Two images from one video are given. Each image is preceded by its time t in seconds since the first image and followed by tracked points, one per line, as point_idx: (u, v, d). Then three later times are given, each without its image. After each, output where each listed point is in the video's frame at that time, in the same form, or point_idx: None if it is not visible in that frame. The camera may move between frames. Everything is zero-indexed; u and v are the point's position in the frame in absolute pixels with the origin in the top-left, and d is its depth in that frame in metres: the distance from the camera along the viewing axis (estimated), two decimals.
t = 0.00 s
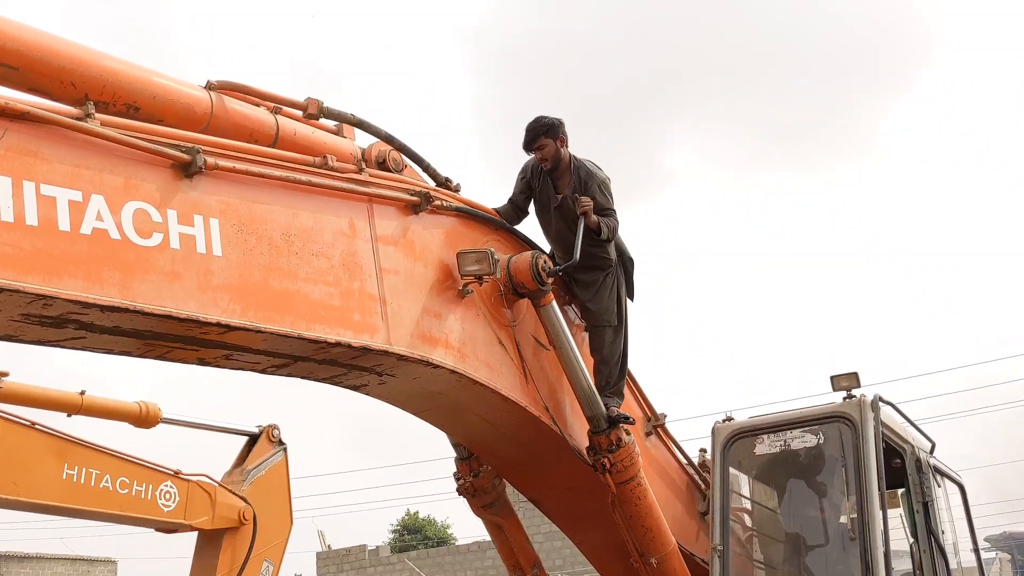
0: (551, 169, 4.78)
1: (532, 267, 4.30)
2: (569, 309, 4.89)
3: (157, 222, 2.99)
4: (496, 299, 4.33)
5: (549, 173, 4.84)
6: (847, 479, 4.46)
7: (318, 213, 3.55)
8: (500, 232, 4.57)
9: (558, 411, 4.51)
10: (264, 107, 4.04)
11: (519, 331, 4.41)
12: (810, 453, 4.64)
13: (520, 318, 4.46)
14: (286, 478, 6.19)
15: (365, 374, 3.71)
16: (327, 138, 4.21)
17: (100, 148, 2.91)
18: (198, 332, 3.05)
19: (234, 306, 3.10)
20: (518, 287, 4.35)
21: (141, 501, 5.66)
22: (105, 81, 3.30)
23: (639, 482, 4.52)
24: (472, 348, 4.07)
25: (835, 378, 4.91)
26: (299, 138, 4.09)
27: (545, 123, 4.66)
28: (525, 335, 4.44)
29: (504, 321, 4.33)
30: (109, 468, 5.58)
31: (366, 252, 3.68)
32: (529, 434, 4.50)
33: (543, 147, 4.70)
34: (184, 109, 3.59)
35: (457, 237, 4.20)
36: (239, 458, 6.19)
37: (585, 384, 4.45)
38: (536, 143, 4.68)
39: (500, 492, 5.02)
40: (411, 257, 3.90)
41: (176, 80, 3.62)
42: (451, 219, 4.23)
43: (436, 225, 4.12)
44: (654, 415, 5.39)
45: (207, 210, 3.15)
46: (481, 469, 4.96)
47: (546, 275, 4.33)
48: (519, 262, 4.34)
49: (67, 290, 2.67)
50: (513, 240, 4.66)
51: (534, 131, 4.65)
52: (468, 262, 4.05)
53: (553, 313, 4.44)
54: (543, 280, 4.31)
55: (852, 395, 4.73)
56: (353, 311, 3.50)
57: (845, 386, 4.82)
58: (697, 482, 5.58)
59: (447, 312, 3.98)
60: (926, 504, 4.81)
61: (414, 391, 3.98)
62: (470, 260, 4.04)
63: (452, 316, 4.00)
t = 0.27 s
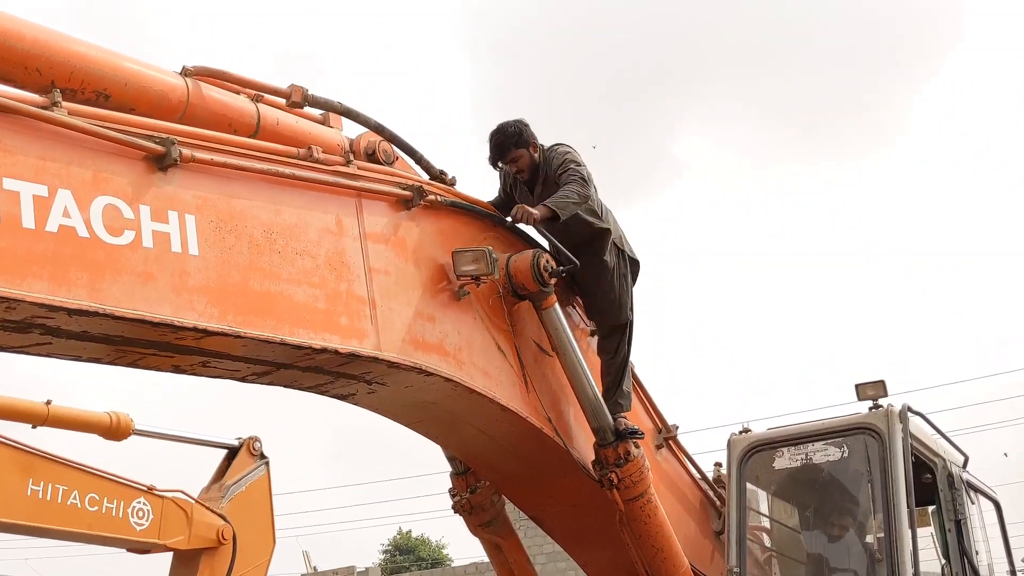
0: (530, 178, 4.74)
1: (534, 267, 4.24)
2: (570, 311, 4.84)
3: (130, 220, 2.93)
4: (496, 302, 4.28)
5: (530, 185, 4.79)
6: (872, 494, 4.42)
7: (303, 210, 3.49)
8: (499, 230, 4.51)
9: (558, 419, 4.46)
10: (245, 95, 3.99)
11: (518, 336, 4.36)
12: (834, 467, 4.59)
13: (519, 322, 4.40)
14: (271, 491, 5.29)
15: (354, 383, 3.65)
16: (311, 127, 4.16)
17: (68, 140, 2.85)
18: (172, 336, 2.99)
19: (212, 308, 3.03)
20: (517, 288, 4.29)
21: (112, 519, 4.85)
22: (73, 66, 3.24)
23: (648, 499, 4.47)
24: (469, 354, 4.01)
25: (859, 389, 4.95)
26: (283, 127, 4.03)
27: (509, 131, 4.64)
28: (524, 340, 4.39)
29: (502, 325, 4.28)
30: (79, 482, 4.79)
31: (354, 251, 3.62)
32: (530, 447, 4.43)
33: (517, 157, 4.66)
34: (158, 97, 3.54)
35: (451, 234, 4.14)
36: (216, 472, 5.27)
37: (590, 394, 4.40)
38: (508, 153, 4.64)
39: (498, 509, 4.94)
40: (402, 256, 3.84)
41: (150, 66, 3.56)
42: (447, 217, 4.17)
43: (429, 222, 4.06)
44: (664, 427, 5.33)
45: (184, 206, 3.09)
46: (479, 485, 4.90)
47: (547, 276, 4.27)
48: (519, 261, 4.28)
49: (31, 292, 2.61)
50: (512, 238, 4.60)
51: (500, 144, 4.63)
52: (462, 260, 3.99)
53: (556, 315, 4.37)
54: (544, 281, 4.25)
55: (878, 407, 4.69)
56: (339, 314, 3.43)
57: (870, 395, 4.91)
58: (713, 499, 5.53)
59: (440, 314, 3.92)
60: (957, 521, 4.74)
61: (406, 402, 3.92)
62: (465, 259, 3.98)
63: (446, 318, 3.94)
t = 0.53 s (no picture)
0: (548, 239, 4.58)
1: (532, 269, 4.24)
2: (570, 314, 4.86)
3: (126, 222, 2.92)
4: (495, 305, 4.27)
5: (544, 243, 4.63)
6: (873, 498, 4.41)
7: (300, 213, 3.48)
8: (496, 230, 4.50)
9: (558, 423, 4.46)
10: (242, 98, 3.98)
11: (518, 340, 4.36)
12: (834, 471, 4.59)
13: (518, 325, 4.40)
14: (269, 496, 5.26)
15: (351, 386, 3.65)
16: (309, 130, 4.15)
17: (64, 143, 2.85)
18: (168, 340, 2.98)
19: (208, 312, 3.03)
20: (516, 291, 4.29)
21: (108, 523, 4.84)
22: (70, 70, 3.24)
23: (648, 503, 4.47)
24: (468, 359, 4.01)
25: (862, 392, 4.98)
26: (280, 129, 4.02)
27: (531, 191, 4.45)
28: (523, 343, 4.39)
29: (502, 329, 4.28)
30: (74, 486, 4.79)
31: (352, 254, 3.61)
32: (528, 450, 4.43)
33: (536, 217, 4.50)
34: (154, 100, 3.54)
35: (450, 236, 4.14)
36: (212, 476, 5.23)
37: (590, 399, 4.40)
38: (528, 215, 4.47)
39: (496, 514, 4.94)
40: (400, 258, 3.84)
41: (146, 68, 3.55)
42: (445, 220, 4.17)
43: (428, 224, 4.05)
44: (663, 430, 5.33)
45: (181, 209, 3.09)
46: (477, 489, 4.90)
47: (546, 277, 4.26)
48: (517, 264, 4.28)
49: (26, 296, 2.61)
50: (511, 240, 4.60)
51: (522, 204, 4.45)
52: (461, 264, 3.99)
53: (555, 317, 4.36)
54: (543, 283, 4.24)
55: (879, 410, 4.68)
56: (337, 317, 3.43)
57: (872, 398, 4.91)
58: (713, 503, 5.53)
59: (439, 318, 3.91)
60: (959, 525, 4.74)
61: (405, 405, 3.91)
62: (464, 262, 3.98)
63: (445, 322, 3.93)
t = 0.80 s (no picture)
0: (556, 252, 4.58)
1: (531, 270, 4.22)
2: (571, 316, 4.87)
3: (123, 223, 2.92)
4: (494, 306, 4.27)
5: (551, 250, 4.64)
6: (874, 500, 4.41)
7: (298, 213, 3.48)
8: (495, 231, 4.49)
9: (558, 424, 4.46)
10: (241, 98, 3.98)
11: (517, 341, 4.36)
12: (835, 473, 4.59)
13: (519, 327, 4.40)
14: (268, 497, 5.25)
15: (349, 388, 3.65)
16: (307, 130, 4.15)
17: (61, 143, 2.84)
18: (166, 341, 2.98)
19: (206, 314, 3.02)
20: (516, 292, 4.29)
21: (107, 526, 4.83)
22: (67, 70, 3.23)
23: (648, 505, 4.46)
24: (467, 360, 4.01)
25: (863, 393, 4.99)
26: (279, 129, 4.02)
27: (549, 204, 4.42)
28: (523, 344, 4.39)
29: (502, 330, 4.27)
30: (73, 488, 4.79)
31: (351, 255, 3.61)
32: (528, 451, 4.42)
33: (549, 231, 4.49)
34: (153, 100, 3.53)
35: (450, 237, 4.14)
36: (211, 477, 5.24)
37: (589, 399, 4.40)
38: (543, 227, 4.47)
39: (496, 515, 4.93)
40: (400, 259, 3.83)
41: (143, 69, 3.55)
42: (445, 221, 4.16)
43: (427, 225, 4.05)
44: (664, 431, 5.32)
45: (179, 210, 3.08)
46: (476, 491, 4.88)
47: (546, 278, 4.26)
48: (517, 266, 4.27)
49: (23, 297, 2.61)
50: (511, 240, 4.59)
51: (541, 215, 4.43)
52: (461, 265, 3.98)
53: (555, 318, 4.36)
54: (543, 284, 4.24)
55: (880, 411, 4.68)
56: (335, 318, 3.43)
57: (873, 399, 4.91)
58: (714, 504, 5.52)
59: (439, 320, 3.91)
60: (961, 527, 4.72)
61: (404, 406, 3.90)
62: (464, 263, 3.98)
63: (444, 323, 3.93)
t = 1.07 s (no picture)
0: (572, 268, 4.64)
1: (531, 271, 4.23)
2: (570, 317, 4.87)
3: (120, 225, 2.92)
4: (493, 307, 4.28)
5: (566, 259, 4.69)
6: (873, 500, 4.41)
7: (296, 214, 3.48)
8: (494, 232, 4.50)
9: (557, 425, 4.46)
10: (239, 100, 3.98)
11: (516, 342, 4.36)
12: (834, 473, 4.59)
13: (517, 328, 4.40)
14: (267, 499, 5.26)
15: (348, 389, 3.65)
16: (305, 132, 4.15)
17: (58, 145, 2.85)
18: (163, 343, 2.98)
19: (204, 315, 3.02)
20: (514, 293, 4.29)
21: (106, 528, 4.83)
22: (65, 72, 3.24)
23: (647, 506, 4.46)
24: (466, 361, 4.01)
25: (862, 394, 5.00)
26: (277, 131, 4.03)
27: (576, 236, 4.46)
28: (522, 345, 4.39)
29: (500, 331, 4.28)
30: (71, 491, 4.78)
31: (349, 257, 3.61)
32: (527, 453, 4.42)
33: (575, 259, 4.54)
34: (150, 102, 3.53)
35: (448, 238, 4.14)
36: (210, 479, 5.24)
37: (588, 400, 4.40)
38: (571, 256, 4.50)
39: (495, 517, 4.94)
40: (398, 260, 3.83)
41: (140, 70, 3.55)
42: (443, 222, 4.16)
43: (425, 226, 4.05)
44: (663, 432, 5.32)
45: (177, 212, 3.08)
46: (475, 492, 4.90)
47: (545, 279, 4.26)
48: (516, 267, 4.28)
49: (20, 299, 2.61)
50: (510, 242, 4.60)
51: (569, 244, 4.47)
52: (459, 266, 3.99)
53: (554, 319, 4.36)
54: (542, 285, 4.24)
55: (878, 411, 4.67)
56: (333, 320, 3.43)
57: (870, 400, 4.91)
58: (713, 506, 5.52)
59: (437, 321, 3.91)
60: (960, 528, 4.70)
61: (402, 407, 3.90)
62: (462, 264, 3.98)
63: (443, 325, 3.93)
